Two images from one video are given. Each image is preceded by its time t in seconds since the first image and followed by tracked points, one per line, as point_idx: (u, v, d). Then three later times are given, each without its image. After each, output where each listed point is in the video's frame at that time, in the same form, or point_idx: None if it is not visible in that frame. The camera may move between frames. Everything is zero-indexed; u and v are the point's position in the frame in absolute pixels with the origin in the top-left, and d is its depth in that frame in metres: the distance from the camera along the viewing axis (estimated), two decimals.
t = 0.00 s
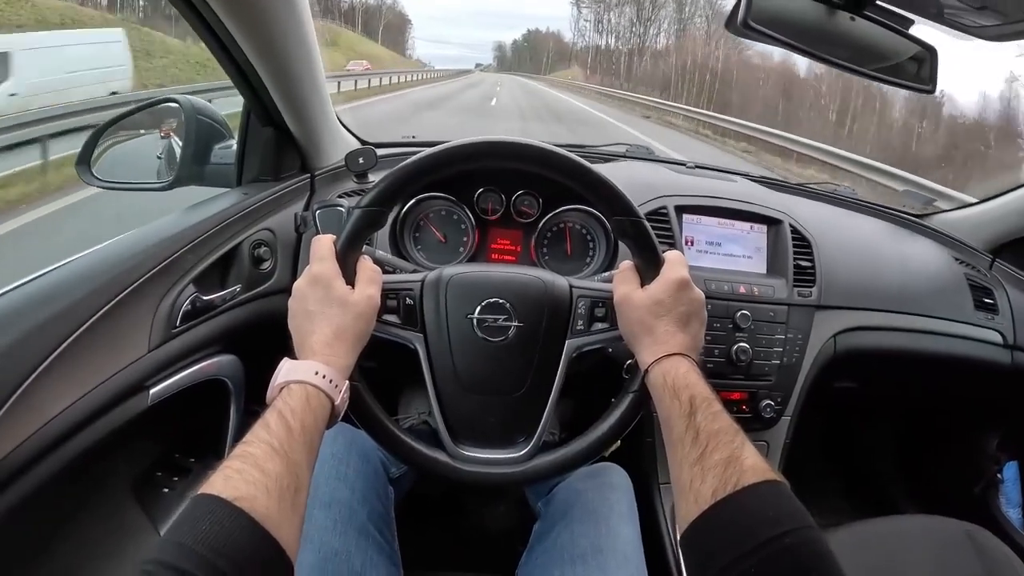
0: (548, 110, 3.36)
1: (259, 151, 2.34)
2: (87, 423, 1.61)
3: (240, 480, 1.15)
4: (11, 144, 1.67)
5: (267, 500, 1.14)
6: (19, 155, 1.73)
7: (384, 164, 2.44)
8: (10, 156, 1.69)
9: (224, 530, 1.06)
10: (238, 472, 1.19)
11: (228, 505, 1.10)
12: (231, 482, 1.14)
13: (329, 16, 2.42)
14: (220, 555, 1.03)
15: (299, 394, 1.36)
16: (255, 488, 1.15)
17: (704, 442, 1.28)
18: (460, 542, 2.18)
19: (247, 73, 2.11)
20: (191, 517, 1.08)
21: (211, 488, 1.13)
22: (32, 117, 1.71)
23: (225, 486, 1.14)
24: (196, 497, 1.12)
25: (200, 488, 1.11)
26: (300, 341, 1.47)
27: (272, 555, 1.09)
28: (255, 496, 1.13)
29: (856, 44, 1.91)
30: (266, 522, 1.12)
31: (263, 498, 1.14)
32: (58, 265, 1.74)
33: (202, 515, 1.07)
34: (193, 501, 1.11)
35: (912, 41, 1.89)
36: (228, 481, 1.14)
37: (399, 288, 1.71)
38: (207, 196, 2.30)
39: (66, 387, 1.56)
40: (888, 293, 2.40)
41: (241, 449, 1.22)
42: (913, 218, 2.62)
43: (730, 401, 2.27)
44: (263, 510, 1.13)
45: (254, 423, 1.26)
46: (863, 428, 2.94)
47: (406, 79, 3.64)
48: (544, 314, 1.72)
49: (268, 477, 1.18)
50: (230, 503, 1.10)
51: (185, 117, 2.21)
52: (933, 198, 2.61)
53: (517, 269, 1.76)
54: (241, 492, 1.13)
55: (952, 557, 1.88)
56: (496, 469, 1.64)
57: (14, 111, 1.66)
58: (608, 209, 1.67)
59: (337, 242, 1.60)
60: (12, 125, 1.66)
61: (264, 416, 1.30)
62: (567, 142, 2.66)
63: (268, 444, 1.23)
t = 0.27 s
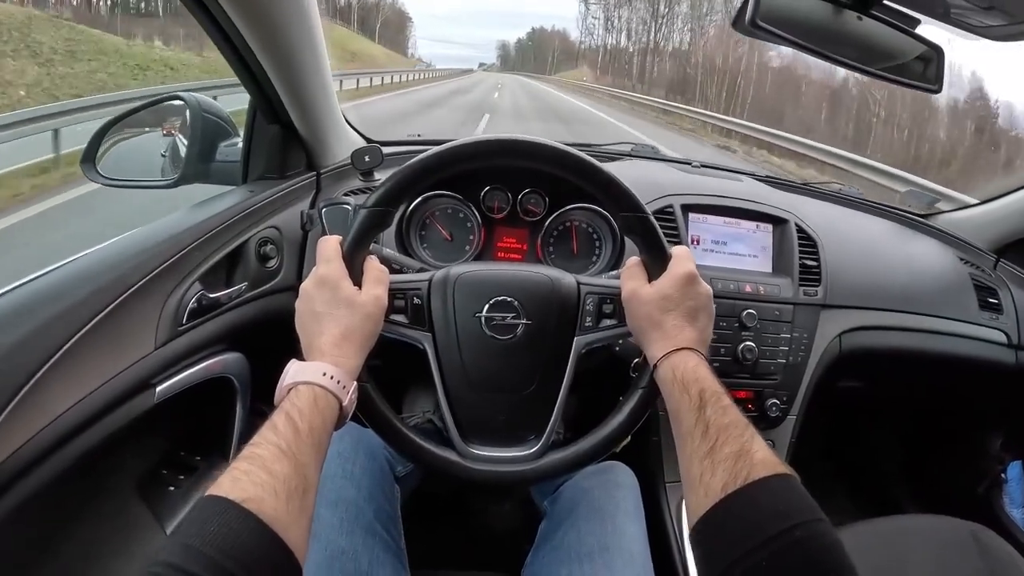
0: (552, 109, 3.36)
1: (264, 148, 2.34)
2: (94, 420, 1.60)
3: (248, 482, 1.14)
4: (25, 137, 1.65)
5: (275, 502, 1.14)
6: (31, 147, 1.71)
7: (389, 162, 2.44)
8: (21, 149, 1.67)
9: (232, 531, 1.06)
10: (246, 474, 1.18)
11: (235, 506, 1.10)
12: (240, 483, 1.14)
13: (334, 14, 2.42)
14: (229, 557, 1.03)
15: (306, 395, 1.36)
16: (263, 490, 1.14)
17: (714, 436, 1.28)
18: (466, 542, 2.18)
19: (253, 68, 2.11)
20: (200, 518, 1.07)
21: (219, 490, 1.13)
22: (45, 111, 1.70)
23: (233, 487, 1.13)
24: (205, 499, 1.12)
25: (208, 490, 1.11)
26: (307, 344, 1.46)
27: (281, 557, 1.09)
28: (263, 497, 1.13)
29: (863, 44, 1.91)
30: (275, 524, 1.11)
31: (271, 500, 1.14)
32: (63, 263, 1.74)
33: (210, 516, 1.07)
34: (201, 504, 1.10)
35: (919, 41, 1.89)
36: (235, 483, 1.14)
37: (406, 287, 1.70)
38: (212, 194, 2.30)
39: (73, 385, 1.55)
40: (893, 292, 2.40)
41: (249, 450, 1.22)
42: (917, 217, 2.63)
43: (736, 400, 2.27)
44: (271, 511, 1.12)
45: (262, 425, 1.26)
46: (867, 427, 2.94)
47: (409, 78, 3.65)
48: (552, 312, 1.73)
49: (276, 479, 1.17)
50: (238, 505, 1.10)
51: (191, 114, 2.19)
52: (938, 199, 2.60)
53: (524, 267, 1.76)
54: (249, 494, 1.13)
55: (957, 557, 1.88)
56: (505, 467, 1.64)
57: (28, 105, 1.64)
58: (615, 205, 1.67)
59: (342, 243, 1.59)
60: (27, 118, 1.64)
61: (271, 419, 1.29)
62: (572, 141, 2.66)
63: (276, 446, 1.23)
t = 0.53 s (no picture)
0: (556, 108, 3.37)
1: (270, 145, 2.33)
2: (99, 417, 1.59)
3: (257, 480, 1.14)
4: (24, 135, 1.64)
5: (285, 500, 1.13)
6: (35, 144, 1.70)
7: (395, 160, 2.44)
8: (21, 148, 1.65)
9: (242, 530, 1.06)
10: (256, 471, 1.18)
11: (246, 504, 1.09)
12: (249, 482, 1.13)
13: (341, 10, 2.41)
14: (241, 556, 1.03)
15: (315, 392, 1.36)
16: (273, 488, 1.14)
17: (725, 431, 1.28)
18: (472, 540, 2.18)
19: (259, 62, 2.10)
20: (210, 516, 1.07)
21: (229, 488, 1.12)
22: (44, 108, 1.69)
23: (242, 485, 1.13)
24: (214, 497, 1.11)
25: (217, 489, 1.10)
26: (316, 341, 1.46)
27: (292, 556, 1.09)
28: (273, 495, 1.13)
29: (870, 43, 1.92)
30: (285, 522, 1.11)
31: (282, 497, 1.13)
32: (67, 259, 1.73)
33: (221, 514, 1.06)
34: (211, 502, 1.10)
35: (926, 40, 1.90)
36: (245, 481, 1.13)
37: (415, 284, 1.69)
38: (217, 190, 2.29)
39: (77, 381, 1.54)
40: (896, 291, 2.41)
41: (258, 449, 1.21)
42: (920, 216, 2.63)
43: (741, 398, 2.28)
44: (282, 509, 1.12)
45: (271, 423, 1.25)
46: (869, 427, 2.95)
47: (412, 77, 3.65)
48: (561, 309, 1.72)
49: (286, 477, 1.17)
50: (248, 503, 1.09)
51: (197, 111, 2.21)
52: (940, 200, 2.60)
53: (533, 264, 1.76)
54: (259, 492, 1.12)
55: (960, 555, 1.88)
56: (513, 464, 1.64)
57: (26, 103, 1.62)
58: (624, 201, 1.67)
59: (351, 240, 1.59)
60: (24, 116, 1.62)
61: (281, 416, 1.29)
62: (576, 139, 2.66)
63: (285, 444, 1.23)
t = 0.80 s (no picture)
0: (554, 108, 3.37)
1: (266, 144, 2.33)
2: (93, 415, 1.59)
3: (249, 479, 1.14)
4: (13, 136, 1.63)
5: (276, 499, 1.13)
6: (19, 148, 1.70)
7: (391, 159, 2.44)
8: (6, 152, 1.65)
9: (232, 529, 1.06)
10: (247, 471, 1.18)
11: (237, 503, 1.09)
12: (241, 481, 1.13)
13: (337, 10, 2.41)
14: (232, 556, 1.02)
15: (307, 391, 1.35)
16: (264, 488, 1.14)
17: (717, 435, 1.27)
18: (466, 541, 2.17)
19: (254, 63, 2.10)
20: (200, 515, 1.07)
21: (219, 488, 1.12)
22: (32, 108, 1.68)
23: (234, 484, 1.13)
24: (204, 497, 1.11)
25: (208, 488, 1.10)
26: (308, 340, 1.46)
27: (282, 555, 1.08)
28: (264, 494, 1.13)
29: (867, 44, 1.91)
30: (276, 522, 1.11)
31: (272, 497, 1.13)
32: (62, 258, 1.72)
33: (211, 514, 1.06)
34: (201, 501, 1.10)
35: (923, 41, 1.89)
36: (236, 480, 1.13)
37: (408, 285, 1.69)
38: (213, 190, 2.29)
39: (72, 379, 1.54)
40: (894, 293, 2.40)
41: (249, 448, 1.21)
42: (917, 218, 2.63)
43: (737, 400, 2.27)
44: (272, 509, 1.12)
45: (263, 422, 1.25)
46: (867, 429, 2.94)
47: (410, 76, 3.65)
48: (555, 310, 1.72)
49: (277, 476, 1.17)
50: (239, 503, 1.09)
51: (194, 110, 2.20)
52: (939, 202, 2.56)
53: (527, 265, 1.76)
54: (250, 491, 1.12)
55: (956, 557, 1.88)
56: (505, 465, 1.63)
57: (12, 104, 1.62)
58: (617, 202, 1.66)
59: (344, 240, 1.58)
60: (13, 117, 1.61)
61: (272, 415, 1.29)
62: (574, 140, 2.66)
63: (277, 443, 1.22)
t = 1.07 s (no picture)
0: (553, 108, 3.37)
1: (263, 144, 2.34)
2: (89, 413, 1.60)
3: (240, 478, 1.14)
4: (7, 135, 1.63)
5: (267, 498, 1.13)
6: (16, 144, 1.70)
7: (389, 158, 2.44)
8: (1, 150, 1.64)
9: (223, 528, 1.05)
10: (238, 471, 1.18)
11: (227, 502, 1.09)
12: (232, 479, 1.13)
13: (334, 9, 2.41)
14: (222, 555, 1.02)
15: (299, 391, 1.35)
16: (255, 486, 1.14)
17: (709, 437, 1.27)
18: (461, 541, 2.17)
19: (250, 62, 2.10)
20: (191, 513, 1.07)
21: (210, 487, 1.12)
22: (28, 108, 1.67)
23: (225, 483, 1.13)
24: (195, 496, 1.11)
25: (199, 487, 1.10)
26: (301, 339, 1.46)
27: (273, 554, 1.08)
28: (255, 493, 1.13)
29: (865, 43, 1.90)
30: (266, 521, 1.11)
31: (263, 496, 1.13)
32: (59, 256, 1.72)
33: (201, 512, 1.06)
34: (191, 499, 1.10)
35: (922, 40, 1.88)
36: (228, 478, 1.13)
37: (402, 284, 1.69)
38: (210, 189, 2.30)
39: (68, 377, 1.55)
40: (892, 294, 2.39)
41: (241, 447, 1.21)
42: (916, 218, 2.62)
43: (733, 400, 2.26)
44: (263, 508, 1.12)
45: (255, 421, 1.25)
46: (866, 429, 2.93)
47: (410, 75, 3.65)
48: (549, 310, 1.72)
49: (268, 476, 1.17)
50: (230, 501, 1.09)
51: (190, 109, 2.21)
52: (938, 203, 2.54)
53: (521, 264, 1.75)
54: (241, 490, 1.12)
55: (953, 559, 1.87)
56: (498, 465, 1.63)
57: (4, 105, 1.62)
58: (611, 202, 1.66)
59: (338, 239, 1.58)
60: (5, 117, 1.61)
61: (265, 414, 1.29)
62: (572, 139, 2.66)
63: (268, 442, 1.22)
